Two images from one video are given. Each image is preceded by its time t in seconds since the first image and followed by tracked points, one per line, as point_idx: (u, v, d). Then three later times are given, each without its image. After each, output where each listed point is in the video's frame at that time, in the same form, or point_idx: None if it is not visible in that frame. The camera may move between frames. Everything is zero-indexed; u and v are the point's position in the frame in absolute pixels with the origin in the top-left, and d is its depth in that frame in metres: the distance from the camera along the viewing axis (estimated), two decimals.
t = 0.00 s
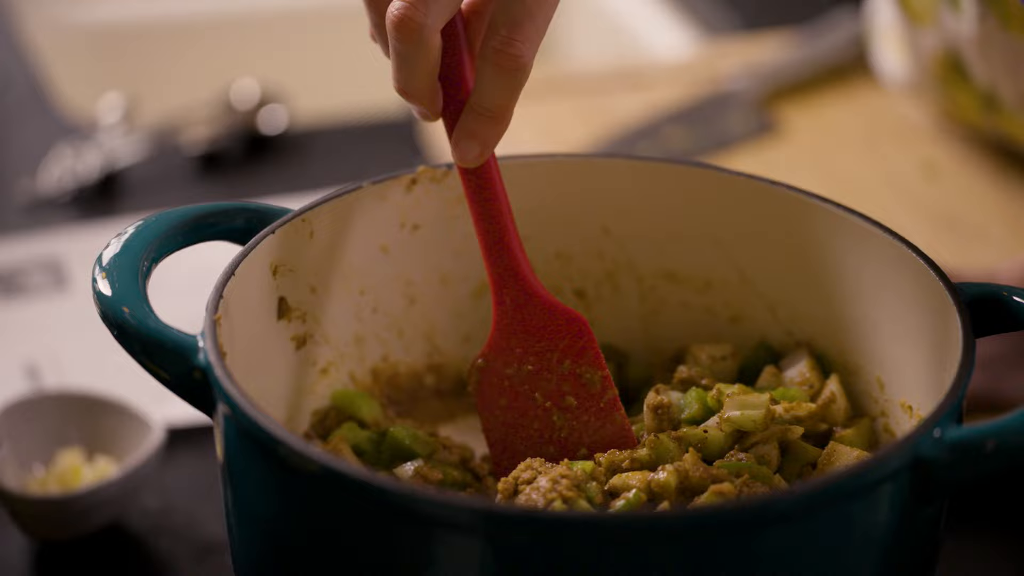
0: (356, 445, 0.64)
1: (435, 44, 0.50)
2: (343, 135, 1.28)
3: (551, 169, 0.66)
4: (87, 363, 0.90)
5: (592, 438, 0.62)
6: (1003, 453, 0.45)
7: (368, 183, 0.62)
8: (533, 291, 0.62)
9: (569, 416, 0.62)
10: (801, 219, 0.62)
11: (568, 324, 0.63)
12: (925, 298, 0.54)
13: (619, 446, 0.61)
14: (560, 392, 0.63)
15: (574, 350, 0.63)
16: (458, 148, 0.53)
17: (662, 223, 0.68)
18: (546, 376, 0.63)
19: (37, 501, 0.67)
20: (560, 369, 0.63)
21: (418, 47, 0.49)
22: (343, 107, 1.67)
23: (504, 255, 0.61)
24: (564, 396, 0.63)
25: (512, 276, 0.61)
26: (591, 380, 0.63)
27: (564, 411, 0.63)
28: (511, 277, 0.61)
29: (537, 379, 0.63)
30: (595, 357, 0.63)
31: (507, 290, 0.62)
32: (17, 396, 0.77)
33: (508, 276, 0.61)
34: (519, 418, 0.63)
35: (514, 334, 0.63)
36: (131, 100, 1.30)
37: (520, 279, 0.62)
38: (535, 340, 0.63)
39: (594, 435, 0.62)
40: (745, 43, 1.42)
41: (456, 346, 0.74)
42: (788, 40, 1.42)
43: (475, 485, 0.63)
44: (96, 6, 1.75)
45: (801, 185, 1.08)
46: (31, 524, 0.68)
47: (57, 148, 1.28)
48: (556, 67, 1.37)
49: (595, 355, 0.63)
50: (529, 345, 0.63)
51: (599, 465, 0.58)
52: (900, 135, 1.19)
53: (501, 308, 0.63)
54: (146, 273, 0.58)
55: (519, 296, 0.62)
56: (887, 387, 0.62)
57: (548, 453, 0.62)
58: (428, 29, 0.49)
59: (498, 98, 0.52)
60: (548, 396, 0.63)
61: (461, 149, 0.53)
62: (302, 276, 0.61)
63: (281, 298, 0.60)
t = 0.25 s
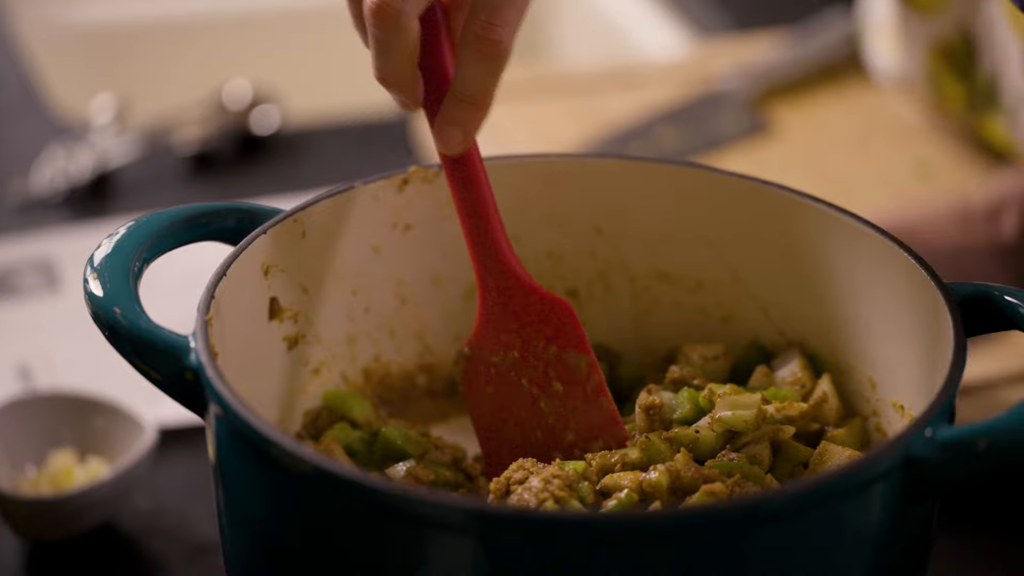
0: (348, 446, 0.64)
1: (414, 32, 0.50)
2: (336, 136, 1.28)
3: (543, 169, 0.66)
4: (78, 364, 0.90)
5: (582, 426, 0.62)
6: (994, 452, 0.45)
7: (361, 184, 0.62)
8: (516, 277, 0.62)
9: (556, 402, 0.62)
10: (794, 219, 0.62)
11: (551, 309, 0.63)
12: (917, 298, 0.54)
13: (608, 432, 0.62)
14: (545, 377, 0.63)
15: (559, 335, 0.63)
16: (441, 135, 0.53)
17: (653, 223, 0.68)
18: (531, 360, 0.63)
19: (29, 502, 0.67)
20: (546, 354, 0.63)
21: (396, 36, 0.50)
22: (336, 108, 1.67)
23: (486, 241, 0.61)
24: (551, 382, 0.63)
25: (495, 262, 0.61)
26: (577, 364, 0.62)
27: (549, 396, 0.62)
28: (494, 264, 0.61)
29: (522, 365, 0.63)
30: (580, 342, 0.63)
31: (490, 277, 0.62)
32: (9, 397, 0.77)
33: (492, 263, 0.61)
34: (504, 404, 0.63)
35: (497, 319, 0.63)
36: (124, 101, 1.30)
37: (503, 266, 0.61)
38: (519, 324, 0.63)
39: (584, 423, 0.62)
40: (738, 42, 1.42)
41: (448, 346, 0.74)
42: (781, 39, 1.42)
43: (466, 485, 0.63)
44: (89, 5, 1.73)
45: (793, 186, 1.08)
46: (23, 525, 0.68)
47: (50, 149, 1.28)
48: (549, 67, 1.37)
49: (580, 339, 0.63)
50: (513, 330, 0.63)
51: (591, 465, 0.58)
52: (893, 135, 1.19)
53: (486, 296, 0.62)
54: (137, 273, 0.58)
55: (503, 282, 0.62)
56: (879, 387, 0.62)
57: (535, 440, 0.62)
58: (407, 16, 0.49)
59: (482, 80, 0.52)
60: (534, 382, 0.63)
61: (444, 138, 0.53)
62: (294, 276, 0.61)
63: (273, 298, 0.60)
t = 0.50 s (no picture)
0: (342, 446, 0.64)
1: None
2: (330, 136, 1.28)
3: (536, 170, 0.66)
4: (71, 363, 0.90)
5: (457, 317, 0.64)
6: (985, 452, 0.45)
7: (353, 184, 0.62)
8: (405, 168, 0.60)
9: (433, 294, 0.63)
10: (787, 219, 0.62)
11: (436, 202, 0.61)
12: (909, 298, 0.54)
13: (480, 323, 0.65)
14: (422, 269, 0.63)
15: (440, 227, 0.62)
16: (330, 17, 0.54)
17: (646, 223, 0.68)
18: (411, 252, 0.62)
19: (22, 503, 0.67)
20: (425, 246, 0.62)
21: None
22: (331, 108, 1.67)
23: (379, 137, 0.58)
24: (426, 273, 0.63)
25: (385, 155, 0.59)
26: (454, 255, 0.63)
27: (427, 288, 0.63)
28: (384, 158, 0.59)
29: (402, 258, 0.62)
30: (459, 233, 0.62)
31: (378, 168, 0.59)
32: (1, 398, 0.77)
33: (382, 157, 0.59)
34: (386, 295, 0.63)
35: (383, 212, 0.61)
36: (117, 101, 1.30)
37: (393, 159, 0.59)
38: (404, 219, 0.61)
39: (457, 313, 0.64)
40: (731, 42, 1.43)
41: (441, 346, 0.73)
42: (773, 39, 1.42)
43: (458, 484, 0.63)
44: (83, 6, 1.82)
45: (786, 185, 1.08)
46: (17, 526, 0.68)
47: (43, 149, 1.28)
48: (542, 67, 1.37)
49: (456, 229, 0.62)
50: (396, 222, 0.61)
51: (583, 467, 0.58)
52: (886, 135, 1.19)
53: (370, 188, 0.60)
54: (129, 274, 0.58)
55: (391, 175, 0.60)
56: (872, 387, 0.62)
57: (416, 332, 0.64)
58: None
59: None
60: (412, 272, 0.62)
61: (331, 18, 0.54)
62: (286, 276, 0.61)
63: (266, 299, 0.60)
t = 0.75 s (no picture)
0: (336, 446, 0.64)
1: None
2: (324, 137, 1.28)
3: (529, 170, 0.66)
4: (65, 364, 0.90)
5: (432, 271, 0.60)
6: (978, 451, 0.45)
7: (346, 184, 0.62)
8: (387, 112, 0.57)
9: (412, 246, 0.60)
10: (780, 219, 0.62)
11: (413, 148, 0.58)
12: (903, 297, 0.54)
13: (456, 275, 0.61)
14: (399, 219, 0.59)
15: (416, 177, 0.58)
16: None
17: (640, 222, 0.68)
18: (386, 199, 0.58)
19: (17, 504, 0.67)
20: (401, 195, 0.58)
21: None
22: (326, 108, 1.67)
23: (355, 79, 0.55)
24: (405, 223, 0.59)
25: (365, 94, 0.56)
26: (430, 206, 0.59)
27: (405, 240, 0.59)
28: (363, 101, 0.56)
29: (378, 206, 0.59)
30: (434, 181, 0.59)
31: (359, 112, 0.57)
32: None
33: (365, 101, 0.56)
34: (367, 246, 0.60)
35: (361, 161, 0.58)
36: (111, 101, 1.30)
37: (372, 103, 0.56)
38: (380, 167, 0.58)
39: (434, 266, 0.60)
40: (725, 42, 1.43)
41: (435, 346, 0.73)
42: (767, 39, 1.43)
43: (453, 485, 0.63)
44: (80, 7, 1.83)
45: (780, 185, 1.08)
46: (12, 526, 0.68)
47: (37, 149, 1.28)
48: (537, 67, 1.37)
49: (434, 179, 0.59)
50: (371, 169, 0.58)
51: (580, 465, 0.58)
52: (880, 134, 1.20)
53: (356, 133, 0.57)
54: (122, 274, 0.58)
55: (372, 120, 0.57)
56: (865, 386, 0.62)
57: (397, 285, 0.60)
58: None
59: None
60: (390, 222, 0.59)
61: None
62: (280, 276, 0.61)
63: (259, 300, 0.60)
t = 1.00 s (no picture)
0: (329, 446, 0.64)
1: None
2: (318, 137, 1.28)
3: (521, 169, 0.66)
4: (58, 365, 0.90)
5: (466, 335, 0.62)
6: (970, 450, 0.46)
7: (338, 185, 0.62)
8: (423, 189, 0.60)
9: (450, 317, 0.62)
10: (772, 218, 0.62)
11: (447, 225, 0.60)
12: (894, 296, 0.54)
13: (489, 343, 0.61)
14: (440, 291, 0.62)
15: (450, 250, 0.61)
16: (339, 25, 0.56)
17: (633, 222, 0.68)
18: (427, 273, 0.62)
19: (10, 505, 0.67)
20: (440, 269, 0.61)
21: None
22: (320, 108, 1.67)
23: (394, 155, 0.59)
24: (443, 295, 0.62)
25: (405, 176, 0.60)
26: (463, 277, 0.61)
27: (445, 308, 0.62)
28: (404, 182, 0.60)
29: (421, 277, 0.62)
30: (468, 255, 0.60)
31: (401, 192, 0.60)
32: None
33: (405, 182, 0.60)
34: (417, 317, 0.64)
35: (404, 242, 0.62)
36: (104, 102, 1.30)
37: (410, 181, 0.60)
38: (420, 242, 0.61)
39: (470, 334, 0.61)
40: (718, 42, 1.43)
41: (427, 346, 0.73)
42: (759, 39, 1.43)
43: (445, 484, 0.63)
44: (75, 6, 1.80)
45: (774, 185, 1.08)
46: (5, 527, 0.68)
47: (30, 150, 1.28)
48: (530, 67, 1.37)
49: (469, 254, 0.61)
50: (414, 244, 0.61)
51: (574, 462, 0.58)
52: (874, 134, 1.20)
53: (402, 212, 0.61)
54: (115, 275, 0.58)
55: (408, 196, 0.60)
56: (858, 386, 0.62)
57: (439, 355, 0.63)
58: None
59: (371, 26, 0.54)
60: (431, 295, 0.62)
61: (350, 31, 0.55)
62: (273, 276, 0.61)
63: (252, 300, 0.60)
